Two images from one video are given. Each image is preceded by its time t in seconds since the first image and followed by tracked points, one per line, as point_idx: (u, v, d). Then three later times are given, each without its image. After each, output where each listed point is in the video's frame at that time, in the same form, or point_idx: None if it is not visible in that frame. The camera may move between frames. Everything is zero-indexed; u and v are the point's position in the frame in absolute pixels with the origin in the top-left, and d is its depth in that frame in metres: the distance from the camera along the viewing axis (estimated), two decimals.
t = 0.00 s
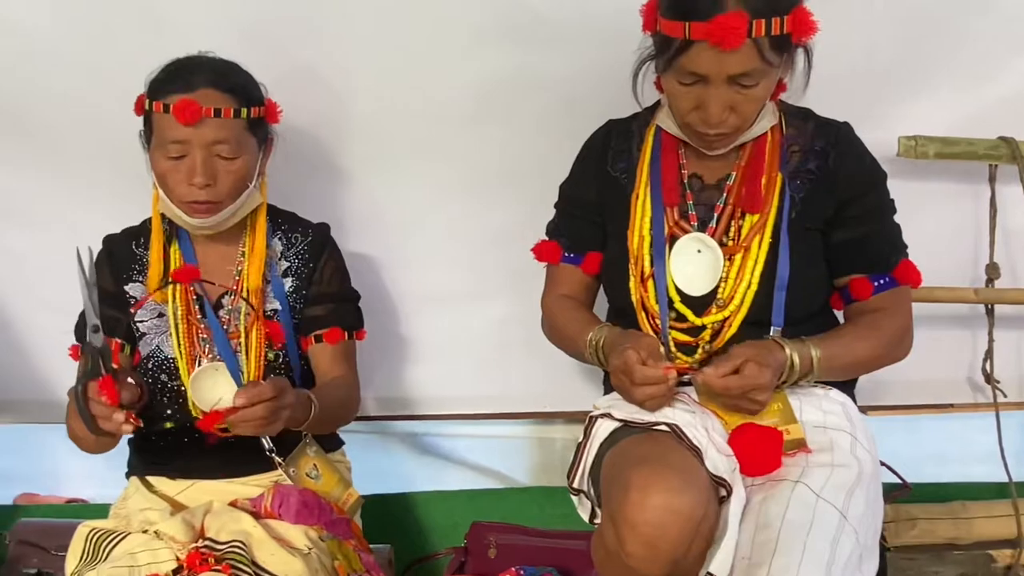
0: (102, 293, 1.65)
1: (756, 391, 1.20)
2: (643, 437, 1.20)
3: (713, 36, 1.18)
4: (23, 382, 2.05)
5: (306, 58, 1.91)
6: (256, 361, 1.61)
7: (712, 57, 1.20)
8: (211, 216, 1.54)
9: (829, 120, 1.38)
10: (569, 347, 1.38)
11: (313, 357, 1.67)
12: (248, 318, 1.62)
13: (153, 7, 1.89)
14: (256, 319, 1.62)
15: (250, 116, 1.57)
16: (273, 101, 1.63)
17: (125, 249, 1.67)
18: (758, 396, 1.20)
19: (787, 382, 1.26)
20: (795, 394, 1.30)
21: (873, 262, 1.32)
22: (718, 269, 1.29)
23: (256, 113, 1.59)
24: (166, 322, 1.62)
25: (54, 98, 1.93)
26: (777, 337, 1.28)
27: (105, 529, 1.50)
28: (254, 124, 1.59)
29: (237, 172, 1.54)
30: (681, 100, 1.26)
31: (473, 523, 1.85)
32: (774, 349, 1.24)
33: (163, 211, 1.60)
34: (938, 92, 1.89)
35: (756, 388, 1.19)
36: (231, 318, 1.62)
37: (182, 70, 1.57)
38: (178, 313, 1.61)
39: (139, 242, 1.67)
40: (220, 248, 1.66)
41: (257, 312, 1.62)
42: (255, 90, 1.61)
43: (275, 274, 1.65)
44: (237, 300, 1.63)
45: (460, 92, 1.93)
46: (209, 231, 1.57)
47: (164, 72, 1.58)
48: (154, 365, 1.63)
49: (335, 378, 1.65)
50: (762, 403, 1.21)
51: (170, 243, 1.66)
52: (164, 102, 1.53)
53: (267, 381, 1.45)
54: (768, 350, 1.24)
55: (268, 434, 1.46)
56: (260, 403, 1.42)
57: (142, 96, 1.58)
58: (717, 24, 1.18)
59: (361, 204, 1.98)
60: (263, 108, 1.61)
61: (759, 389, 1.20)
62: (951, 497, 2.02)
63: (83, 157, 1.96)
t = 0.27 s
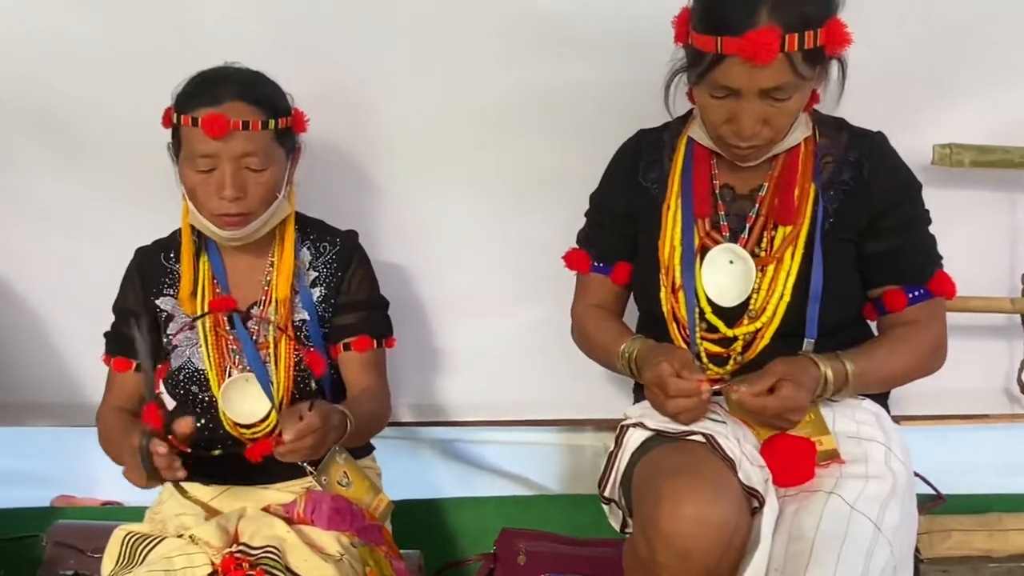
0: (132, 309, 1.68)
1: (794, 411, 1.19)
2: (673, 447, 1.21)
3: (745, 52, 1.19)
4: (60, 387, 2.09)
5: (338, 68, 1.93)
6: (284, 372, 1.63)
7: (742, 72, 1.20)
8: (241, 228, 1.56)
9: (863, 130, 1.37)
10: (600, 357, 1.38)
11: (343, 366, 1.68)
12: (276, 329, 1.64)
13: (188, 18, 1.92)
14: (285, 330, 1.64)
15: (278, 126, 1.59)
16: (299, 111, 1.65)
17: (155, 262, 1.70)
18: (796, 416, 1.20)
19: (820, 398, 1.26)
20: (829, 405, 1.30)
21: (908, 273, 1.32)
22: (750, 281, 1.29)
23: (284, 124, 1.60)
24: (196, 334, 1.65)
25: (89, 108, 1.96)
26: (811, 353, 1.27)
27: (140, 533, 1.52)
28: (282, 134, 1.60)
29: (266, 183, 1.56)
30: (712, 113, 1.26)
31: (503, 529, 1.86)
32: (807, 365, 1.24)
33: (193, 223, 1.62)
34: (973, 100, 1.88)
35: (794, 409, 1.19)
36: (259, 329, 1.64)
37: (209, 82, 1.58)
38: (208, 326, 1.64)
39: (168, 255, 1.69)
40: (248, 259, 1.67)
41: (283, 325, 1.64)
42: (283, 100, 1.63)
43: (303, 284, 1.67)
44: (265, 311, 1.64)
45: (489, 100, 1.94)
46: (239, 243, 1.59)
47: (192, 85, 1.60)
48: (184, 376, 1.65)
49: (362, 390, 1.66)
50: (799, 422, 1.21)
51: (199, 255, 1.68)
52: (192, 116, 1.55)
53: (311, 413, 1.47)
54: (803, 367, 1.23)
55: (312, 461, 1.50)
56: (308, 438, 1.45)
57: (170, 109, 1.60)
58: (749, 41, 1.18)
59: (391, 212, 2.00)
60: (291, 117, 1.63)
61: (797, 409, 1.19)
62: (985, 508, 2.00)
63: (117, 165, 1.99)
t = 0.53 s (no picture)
0: (167, 315, 1.70)
1: (812, 414, 1.19)
2: (707, 456, 1.20)
3: (779, 60, 1.18)
4: (98, 391, 2.13)
5: (370, 76, 1.94)
6: (314, 378, 1.64)
7: (777, 81, 1.20)
8: (267, 240, 1.59)
9: (899, 138, 1.36)
10: (632, 365, 1.38)
11: (372, 373, 1.69)
12: (306, 335, 1.65)
13: (223, 27, 1.95)
14: (314, 336, 1.65)
15: (302, 138, 1.60)
16: (324, 120, 1.67)
17: (187, 271, 1.71)
18: (818, 419, 1.19)
19: (855, 408, 1.25)
20: (864, 414, 1.29)
21: (946, 283, 1.31)
22: (784, 290, 1.29)
23: (308, 135, 1.62)
24: (228, 342, 1.66)
25: (125, 116, 1.99)
26: (844, 362, 1.26)
27: (177, 535, 1.53)
28: (307, 145, 1.62)
29: (290, 196, 1.58)
30: (745, 123, 1.26)
31: (533, 535, 1.86)
32: (836, 375, 1.23)
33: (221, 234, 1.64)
34: (1010, 107, 1.86)
35: (810, 412, 1.19)
36: (289, 336, 1.65)
37: (232, 95, 1.60)
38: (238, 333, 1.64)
39: (201, 263, 1.71)
40: (277, 267, 1.68)
41: (313, 331, 1.65)
42: (307, 111, 1.64)
43: (332, 292, 1.68)
44: (295, 318, 1.66)
45: (518, 108, 1.95)
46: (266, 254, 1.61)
47: (216, 98, 1.61)
48: (217, 383, 1.66)
49: (391, 395, 1.67)
50: (823, 427, 1.19)
51: (229, 263, 1.69)
52: (217, 132, 1.56)
53: (331, 424, 1.47)
54: (826, 375, 1.22)
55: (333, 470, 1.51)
56: (327, 450, 1.46)
57: (196, 123, 1.62)
58: (782, 48, 1.18)
59: (421, 218, 2.01)
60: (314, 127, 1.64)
61: (815, 412, 1.19)
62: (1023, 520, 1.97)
63: (152, 173, 2.02)
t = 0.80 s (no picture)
0: (202, 317, 1.71)
1: (848, 407, 1.18)
2: (740, 462, 1.20)
3: (817, 62, 1.17)
4: (131, 388, 2.14)
5: (403, 78, 1.96)
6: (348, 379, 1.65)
7: (815, 83, 1.19)
8: (301, 243, 1.60)
9: (938, 142, 1.35)
10: (664, 368, 1.37)
11: (403, 373, 1.70)
12: (338, 336, 1.66)
13: (259, 30, 1.97)
14: (347, 337, 1.66)
15: (334, 142, 1.61)
16: (355, 123, 1.68)
17: (222, 272, 1.73)
18: (855, 412, 1.18)
19: (892, 410, 1.24)
20: (900, 421, 1.28)
21: (985, 290, 1.29)
22: (819, 296, 1.28)
23: (340, 138, 1.63)
24: (262, 343, 1.67)
25: (162, 118, 2.02)
26: (883, 362, 1.25)
27: (211, 532, 1.54)
28: (339, 148, 1.63)
29: (322, 199, 1.59)
30: (782, 124, 1.25)
31: (562, 538, 1.87)
32: (876, 372, 1.22)
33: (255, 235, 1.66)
34: None
35: (846, 404, 1.18)
36: (322, 338, 1.67)
37: (264, 99, 1.61)
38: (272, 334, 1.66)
39: (235, 265, 1.72)
40: (311, 269, 1.70)
41: (346, 332, 1.66)
42: (339, 113, 1.65)
43: (364, 293, 1.69)
44: (328, 319, 1.67)
45: (551, 110, 1.95)
46: (300, 256, 1.63)
47: (249, 102, 1.63)
48: (252, 383, 1.69)
49: (422, 394, 1.68)
50: (861, 420, 1.18)
51: (263, 265, 1.71)
52: (249, 136, 1.57)
53: (350, 428, 1.48)
54: (867, 373, 1.21)
55: (355, 467, 1.53)
56: (347, 455, 1.47)
57: (230, 126, 1.63)
58: (819, 50, 1.17)
59: (453, 221, 2.02)
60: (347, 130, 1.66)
61: (853, 404, 1.18)
62: None
63: (188, 174, 2.05)
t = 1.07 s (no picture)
0: (242, 308, 1.74)
1: (887, 406, 1.15)
2: (779, 460, 1.19)
3: (862, 55, 1.16)
4: (171, 378, 2.17)
5: (441, 72, 1.96)
6: (386, 371, 1.67)
7: (861, 77, 1.18)
8: (340, 238, 1.62)
9: (984, 140, 1.33)
10: (702, 364, 1.36)
11: (441, 366, 1.71)
12: (378, 329, 1.68)
13: (299, 24, 1.98)
14: (385, 330, 1.68)
15: (373, 138, 1.62)
16: (394, 118, 1.68)
17: (263, 264, 1.75)
18: (893, 412, 1.15)
19: (933, 411, 1.22)
20: (943, 422, 1.26)
21: None
22: (861, 293, 1.26)
23: (379, 135, 1.64)
24: (303, 334, 1.70)
25: (205, 112, 2.05)
26: (924, 363, 1.24)
27: (250, 521, 1.57)
28: (378, 144, 1.64)
29: (361, 195, 1.60)
30: (824, 118, 1.23)
31: (595, 533, 1.87)
32: (915, 373, 1.20)
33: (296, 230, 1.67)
34: None
35: (886, 403, 1.15)
36: (362, 330, 1.68)
37: (306, 96, 1.62)
38: (313, 326, 1.68)
39: (276, 257, 1.75)
40: (350, 262, 1.71)
41: (385, 325, 1.68)
42: (378, 109, 1.66)
43: (403, 286, 1.71)
44: (367, 311, 1.69)
45: (589, 106, 1.94)
46: (340, 250, 1.64)
47: (290, 99, 1.64)
48: (292, 374, 1.70)
49: (459, 386, 1.69)
50: (899, 420, 1.16)
51: (303, 258, 1.72)
52: (291, 133, 1.59)
53: (380, 436, 1.48)
54: (907, 373, 1.19)
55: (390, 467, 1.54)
56: (378, 460, 1.48)
57: (272, 122, 1.65)
58: (864, 43, 1.15)
59: (490, 215, 2.03)
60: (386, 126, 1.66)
61: (892, 404, 1.15)
62: None
63: (229, 168, 2.07)
